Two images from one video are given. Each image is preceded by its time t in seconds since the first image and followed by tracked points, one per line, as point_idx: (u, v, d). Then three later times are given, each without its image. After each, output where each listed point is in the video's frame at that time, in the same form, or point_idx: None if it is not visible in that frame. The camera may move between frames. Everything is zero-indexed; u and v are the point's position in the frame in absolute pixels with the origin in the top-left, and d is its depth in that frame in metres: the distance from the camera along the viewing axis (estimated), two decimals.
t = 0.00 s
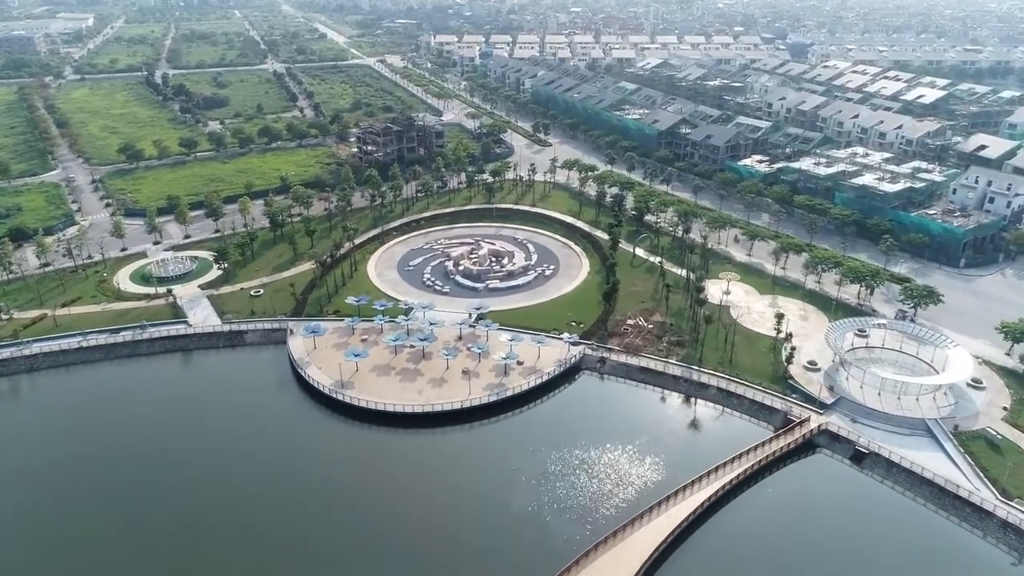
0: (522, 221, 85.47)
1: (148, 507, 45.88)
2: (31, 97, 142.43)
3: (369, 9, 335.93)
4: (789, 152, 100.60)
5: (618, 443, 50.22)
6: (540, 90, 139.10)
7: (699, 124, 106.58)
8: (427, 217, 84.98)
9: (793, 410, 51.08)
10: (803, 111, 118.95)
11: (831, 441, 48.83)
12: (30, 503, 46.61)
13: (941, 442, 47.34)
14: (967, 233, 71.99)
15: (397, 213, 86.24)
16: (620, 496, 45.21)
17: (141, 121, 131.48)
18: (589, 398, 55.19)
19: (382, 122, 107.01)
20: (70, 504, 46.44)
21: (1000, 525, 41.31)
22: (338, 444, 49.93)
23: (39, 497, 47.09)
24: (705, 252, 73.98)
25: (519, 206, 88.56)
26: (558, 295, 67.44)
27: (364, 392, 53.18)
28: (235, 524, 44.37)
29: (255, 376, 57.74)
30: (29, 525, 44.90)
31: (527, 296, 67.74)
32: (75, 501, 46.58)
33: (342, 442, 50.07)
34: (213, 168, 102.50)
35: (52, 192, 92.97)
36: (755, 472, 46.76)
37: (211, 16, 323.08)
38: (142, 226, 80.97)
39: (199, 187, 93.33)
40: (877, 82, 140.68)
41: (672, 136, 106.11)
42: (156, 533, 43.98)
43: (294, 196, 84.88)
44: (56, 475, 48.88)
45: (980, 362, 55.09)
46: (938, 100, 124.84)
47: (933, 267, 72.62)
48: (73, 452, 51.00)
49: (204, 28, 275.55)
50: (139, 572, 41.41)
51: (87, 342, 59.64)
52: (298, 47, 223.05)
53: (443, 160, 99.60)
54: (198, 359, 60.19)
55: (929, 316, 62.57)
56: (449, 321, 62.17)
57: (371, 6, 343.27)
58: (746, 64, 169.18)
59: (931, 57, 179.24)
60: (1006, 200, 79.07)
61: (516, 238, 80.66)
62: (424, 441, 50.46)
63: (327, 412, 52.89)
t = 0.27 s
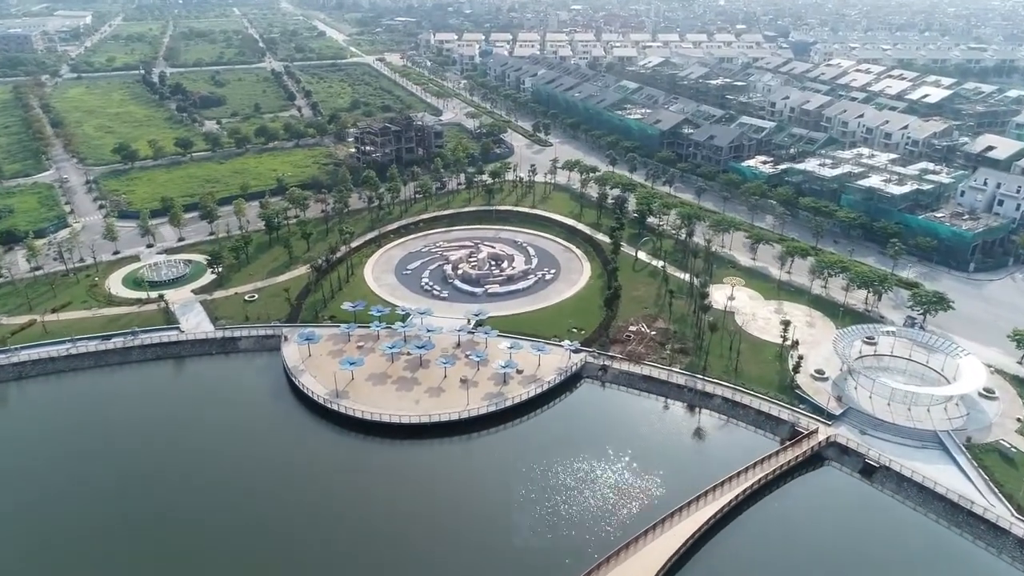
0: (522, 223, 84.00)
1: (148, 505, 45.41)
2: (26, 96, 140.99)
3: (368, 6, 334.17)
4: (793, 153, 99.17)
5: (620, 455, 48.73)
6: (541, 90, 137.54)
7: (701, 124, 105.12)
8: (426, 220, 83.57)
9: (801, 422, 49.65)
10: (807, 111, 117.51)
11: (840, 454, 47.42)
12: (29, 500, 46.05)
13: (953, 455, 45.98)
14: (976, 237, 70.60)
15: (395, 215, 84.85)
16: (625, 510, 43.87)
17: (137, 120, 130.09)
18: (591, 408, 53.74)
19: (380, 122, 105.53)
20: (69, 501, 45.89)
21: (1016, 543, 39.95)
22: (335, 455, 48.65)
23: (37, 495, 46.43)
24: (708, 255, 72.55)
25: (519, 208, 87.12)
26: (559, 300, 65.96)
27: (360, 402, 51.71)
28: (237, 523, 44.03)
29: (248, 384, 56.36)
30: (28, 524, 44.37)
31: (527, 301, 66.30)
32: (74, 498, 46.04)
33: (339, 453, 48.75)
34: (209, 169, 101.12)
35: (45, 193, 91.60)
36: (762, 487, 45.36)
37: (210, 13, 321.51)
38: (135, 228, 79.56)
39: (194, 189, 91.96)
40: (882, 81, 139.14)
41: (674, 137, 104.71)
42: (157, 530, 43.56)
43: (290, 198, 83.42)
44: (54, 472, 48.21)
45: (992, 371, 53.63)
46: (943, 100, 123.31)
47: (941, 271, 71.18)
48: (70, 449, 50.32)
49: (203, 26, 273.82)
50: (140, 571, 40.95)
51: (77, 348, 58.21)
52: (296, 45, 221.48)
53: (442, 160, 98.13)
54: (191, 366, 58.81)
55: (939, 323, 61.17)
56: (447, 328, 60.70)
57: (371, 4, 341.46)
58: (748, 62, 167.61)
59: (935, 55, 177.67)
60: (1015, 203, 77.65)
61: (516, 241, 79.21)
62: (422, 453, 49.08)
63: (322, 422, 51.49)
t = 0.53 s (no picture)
0: (527, 225, 82.66)
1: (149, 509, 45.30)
2: (28, 94, 140.27)
3: (373, 4, 332.67)
4: (802, 154, 97.54)
5: (627, 467, 47.33)
6: (546, 88, 136.00)
7: (709, 124, 103.54)
8: (428, 222, 82.33)
9: (812, 434, 48.19)
10: (816, 111, 115.77)
11: (853, 468, 46.01)
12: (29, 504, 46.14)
13: (970, 469, 44.52)
14: (990, 241, 68.98)
15: (397, 216, 83.66)
16: (631, 525, 42.55)
17: (139, 119, 129.22)
18: (597, 418, 52.35)
19: (383, 122, 104.25)
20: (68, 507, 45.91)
21: None
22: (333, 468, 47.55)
23: (37, 500, 46.47)
24: (716, 259, 71.12)
25: (523, 210, 85.77)
26: (563, 305, 64.61)
27: (359, 411, 50.37)
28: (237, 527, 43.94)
29: (246, 390, 55.11)
30: (31, 526, 44.60)
31: (531, 306, 64.98)
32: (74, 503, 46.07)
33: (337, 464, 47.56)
34: (210, 169, 100.14)
35: (44, 193, 90.79)
36: (774, 502, 43.98)
37: (215, 10, 320.61)
38: (133, 230, 78.55)
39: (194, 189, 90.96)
40: (892, 80, 137.11)
41: (681, 137, 103.18)
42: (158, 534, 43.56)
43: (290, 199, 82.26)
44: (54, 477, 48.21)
45: (1009, 382, 52.11)
46: (955, 100, 121.29)
47: (955, 276, 69.55)
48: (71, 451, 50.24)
49: (207, 23, 272.93)
50: None
51: (72, 354, 57.09)
52: (300, 42, 220.28)
53: (445, 161, 96.84)
54: (189, 371, 57.66)
55: (953, 330, 59.63)
56: (449, 333, 59.38)
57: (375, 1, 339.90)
58: (756, 61, 165.64)
59: (945, 54, 175.34)
60: None
61: (520, 244, 77.85)
62: (423, 464, 47.80)
63: (320, 431, 50.27)
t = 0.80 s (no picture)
0: (532, 228, 81.27)
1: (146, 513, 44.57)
2: (32, 92, 139.59)
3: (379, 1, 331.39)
4: (813, 156, 95.81)
5: (634, 480, 45.93)
6: (552, 87, 134.53)
7: (718, 125, 101.91)
8: (432, 224, 81.05)
9: (826, 448, 46.70)
10: (827, 111, 114.00)
11: (868, 484, 44.54)
12: (23, 511, 45.21)
13: (990, 486, 43.02)
14: (1007, 246, 67.29)
15: (401, 218, 82.43)
16: (639, 541, 41.15)
17: (142, 118, 128.38)
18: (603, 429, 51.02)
19: (387, 121, 102.97)
20: (63, 514, 44.99)
21: None
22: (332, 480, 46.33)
23: (31, 507, 45.57)
24: (725, 263, 69.59)
25: (528, 212, 84.37)
26: (569, 311, 63.22)
27: (359, 420, 49.19)
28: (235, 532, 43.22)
29: (243, 398, 54.03)
30: (29, 528, 44.04)
31: (537, 311, 63.62)
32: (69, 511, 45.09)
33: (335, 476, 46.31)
34: (212, 169, 99.13)
35: (45, 193, 89.96)
36: (786, 519, 42.51)
37: (221, 8, 319.82)
38: (133, 231, 77.53)
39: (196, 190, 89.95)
40: (904, 80, 135.11)
41: (689, 137, 101.60)
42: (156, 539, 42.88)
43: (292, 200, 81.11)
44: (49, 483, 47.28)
45: None
46: (969, 100, 119.28)
47: (970, 282, 67.94)
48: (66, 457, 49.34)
49: (212, 21, 272.17)
50: None
51: (68, 359, 56.08)
52: (306, 40, 219.22)
53: (450, 161, 95.55)
54: (187, 377, 56.56)
55: (970, 339, 58.01)
56: (452, 340, 58.10)
57: None
58: (766, 60, 163.72)
59: (958, 53, 173.06)
60: None
61: (526, 247, 76.46)
62: (422, 477, 46.48)
63: (319, 440, 49.06)
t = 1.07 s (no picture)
0: (538, 230, 79.75)
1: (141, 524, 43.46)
2: (36, 90, 138.88)
3: None
4: (825, 157, 93.93)
5: (642, 495, 44.43)
6: (560, 86, 132.91)
7: (728, 125, 100.15)
8: (437, 226, 79.65)
9: (841, 463, 45.06)
10: (839, 111, 112.07)
11: (885, 501, 42.91)
12: (15, 519, 44.23)
13: (1014, 506, 41.31)
14: None
15: (405, 219, 81.11)
16: (647, 560, 39.67)
17: (146, 116, 127.46)
18: (610, 440, 49.63)
19: (392, 120, 101.61)
20: (56, 523, 44.01)
21: None
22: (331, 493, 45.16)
23: (23, 515, 44.60)
24: (736, 268, 67.93)
25: (534, 214, 82.84)
26: (576, 317, 61.73)
27: (359, 429, 47.99)
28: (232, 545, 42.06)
29: (241, 406, 52.82)
30: (21, 539, 42.91)
31: (543, 317, 62.14)
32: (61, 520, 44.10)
33: (334, 489, 45.07)
34: (215, 168, 98.06)
35: (46, 192, 89.04)
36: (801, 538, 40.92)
37: (227, 4, 319.09)
38: (134, 232, 76.44)
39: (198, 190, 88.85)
40: (917, 79, 132.93)
41: (699, 138, 99.87)
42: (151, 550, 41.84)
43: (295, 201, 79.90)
44: (43, 490, 46.32)
45: None
46: (984, 100, 117.11)
47: (989, 288, 66.10)
48: (61, 463, 48.39)
49: (219, 18, 271.30)
50: None
51: (65, 364, 54.98)
52: (312, 37, 217.96)
53: (456, 161, 94.16)
54: (185, 383, 55.38)
55: (989, 348, 56.22)
56: (456, 346, 56.68)
57: None
58: (776, 58, 161.61)
59: (971, 52, 170.49)
60: None
61: (532, 250, 74.98)
62: (424, 490, 45.19)
63: (318, 450, 47.80)
